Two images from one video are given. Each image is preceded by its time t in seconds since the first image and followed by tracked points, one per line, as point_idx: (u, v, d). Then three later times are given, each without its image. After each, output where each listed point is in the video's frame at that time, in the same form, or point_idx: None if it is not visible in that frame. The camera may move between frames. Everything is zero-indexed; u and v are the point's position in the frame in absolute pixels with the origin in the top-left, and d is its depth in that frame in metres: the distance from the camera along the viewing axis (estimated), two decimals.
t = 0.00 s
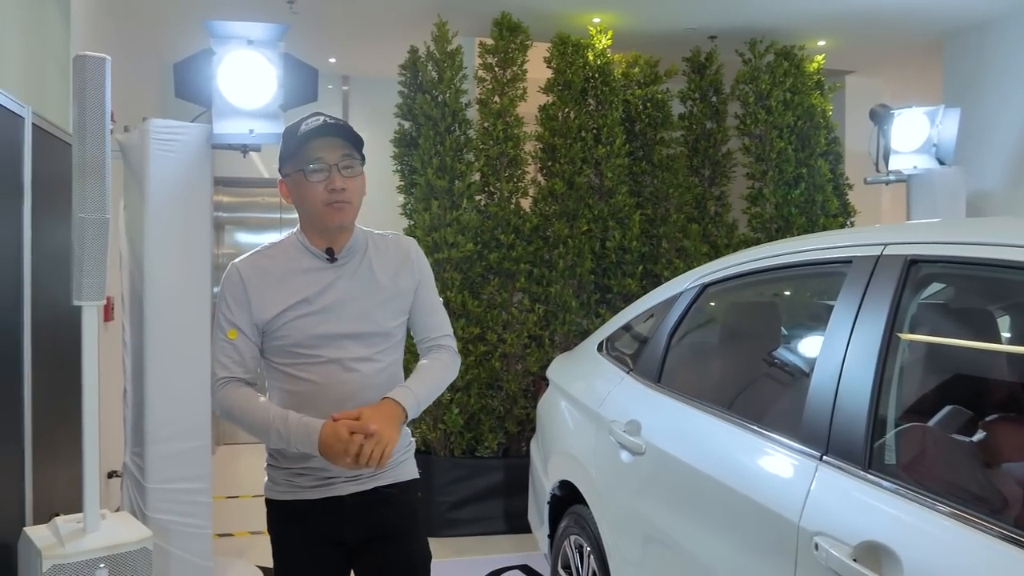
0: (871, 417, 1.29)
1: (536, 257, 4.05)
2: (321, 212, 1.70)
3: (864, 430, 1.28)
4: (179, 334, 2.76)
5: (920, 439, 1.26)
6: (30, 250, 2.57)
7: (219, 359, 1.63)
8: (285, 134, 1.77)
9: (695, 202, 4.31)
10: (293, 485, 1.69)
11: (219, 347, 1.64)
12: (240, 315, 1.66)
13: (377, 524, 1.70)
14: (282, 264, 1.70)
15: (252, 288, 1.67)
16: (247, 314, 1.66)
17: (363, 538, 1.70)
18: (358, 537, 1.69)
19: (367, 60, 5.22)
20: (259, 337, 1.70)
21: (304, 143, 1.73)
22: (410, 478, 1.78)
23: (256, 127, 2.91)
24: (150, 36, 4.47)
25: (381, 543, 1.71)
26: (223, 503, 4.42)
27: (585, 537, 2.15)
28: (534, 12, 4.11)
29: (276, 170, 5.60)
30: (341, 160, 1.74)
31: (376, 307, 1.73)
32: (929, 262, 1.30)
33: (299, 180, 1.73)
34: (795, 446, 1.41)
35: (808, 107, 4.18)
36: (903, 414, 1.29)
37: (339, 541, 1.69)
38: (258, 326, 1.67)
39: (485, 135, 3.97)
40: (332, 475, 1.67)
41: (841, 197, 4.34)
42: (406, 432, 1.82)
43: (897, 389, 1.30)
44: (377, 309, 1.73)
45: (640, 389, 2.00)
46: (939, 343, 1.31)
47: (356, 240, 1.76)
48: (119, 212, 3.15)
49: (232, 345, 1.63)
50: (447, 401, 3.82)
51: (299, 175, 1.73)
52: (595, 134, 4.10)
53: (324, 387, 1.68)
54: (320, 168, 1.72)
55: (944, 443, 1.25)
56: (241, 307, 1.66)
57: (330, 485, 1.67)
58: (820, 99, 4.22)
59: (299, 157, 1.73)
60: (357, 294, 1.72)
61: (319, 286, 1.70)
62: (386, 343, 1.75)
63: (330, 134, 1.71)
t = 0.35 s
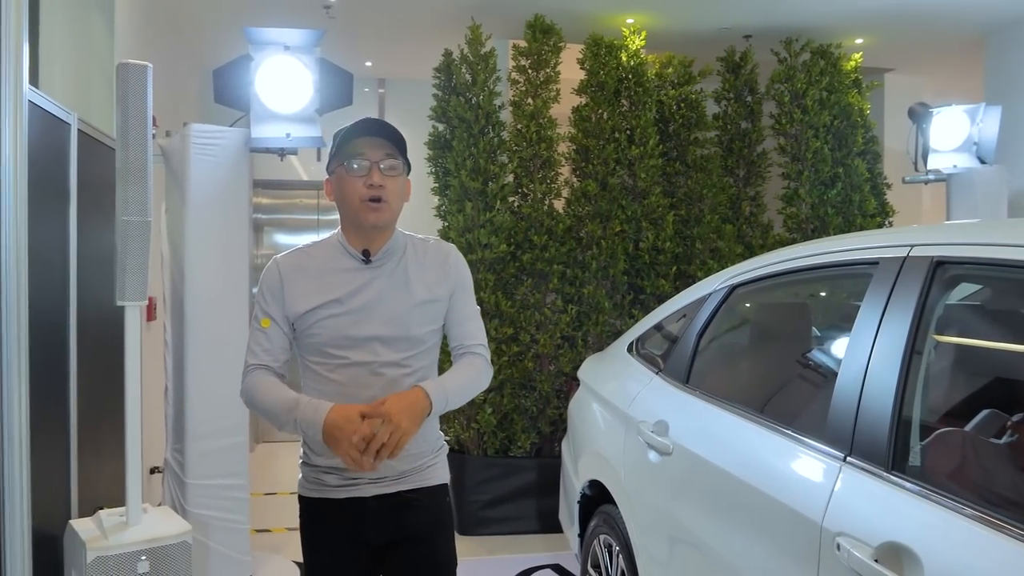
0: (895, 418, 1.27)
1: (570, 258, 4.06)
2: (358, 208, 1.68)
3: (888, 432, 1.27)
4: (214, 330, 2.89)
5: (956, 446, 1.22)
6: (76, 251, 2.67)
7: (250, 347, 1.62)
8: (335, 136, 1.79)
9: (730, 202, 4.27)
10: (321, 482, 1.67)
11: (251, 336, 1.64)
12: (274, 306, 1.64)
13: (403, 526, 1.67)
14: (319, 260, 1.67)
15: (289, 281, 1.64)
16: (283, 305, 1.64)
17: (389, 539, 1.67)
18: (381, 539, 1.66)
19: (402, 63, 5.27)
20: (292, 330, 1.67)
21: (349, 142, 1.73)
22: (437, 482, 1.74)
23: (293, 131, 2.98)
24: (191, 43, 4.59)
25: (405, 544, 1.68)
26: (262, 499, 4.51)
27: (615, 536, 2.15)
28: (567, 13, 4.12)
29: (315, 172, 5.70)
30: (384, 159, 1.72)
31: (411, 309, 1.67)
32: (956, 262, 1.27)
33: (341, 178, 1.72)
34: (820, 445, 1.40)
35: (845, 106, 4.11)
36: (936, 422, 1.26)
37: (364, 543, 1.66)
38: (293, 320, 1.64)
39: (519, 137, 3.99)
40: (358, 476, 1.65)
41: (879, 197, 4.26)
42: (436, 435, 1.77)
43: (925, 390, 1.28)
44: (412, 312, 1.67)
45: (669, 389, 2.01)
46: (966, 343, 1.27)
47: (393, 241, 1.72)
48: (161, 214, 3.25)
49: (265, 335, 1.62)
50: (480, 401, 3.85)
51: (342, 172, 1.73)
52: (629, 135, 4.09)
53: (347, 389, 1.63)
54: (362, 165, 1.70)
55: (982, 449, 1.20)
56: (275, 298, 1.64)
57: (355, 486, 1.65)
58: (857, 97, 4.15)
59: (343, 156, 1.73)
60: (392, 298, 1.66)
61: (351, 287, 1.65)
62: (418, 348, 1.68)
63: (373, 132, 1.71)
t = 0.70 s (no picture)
0: (896, 413, 1.29)
1: (595, 258, 4.08)
2: (408, 203, 1.66)
3: (889, 427, 1.29)
4: (245, 329, 2.99)
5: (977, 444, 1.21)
6: (114, 252, 2.78)
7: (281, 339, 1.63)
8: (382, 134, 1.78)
9: (755, 203, 4.26)
10: (355, 481, 1.67)
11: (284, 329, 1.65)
12: (308, 302, 1.65)
13: (435, 526, 1.67)
14: (359, 257, 1.66)
15: (327, 278, 1.65)
16: (319, 301, 1.65)
17: (421, 538, 1.67)
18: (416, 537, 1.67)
19: (430, 66, 5.33)
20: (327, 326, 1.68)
21: (400, 138, 1.73)
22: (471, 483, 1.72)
23: (321, 135, 3.06)
24: (224, 49, 4.72)
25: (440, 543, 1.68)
26: (293, 495, 4.61)
27: (632, 531, 2.19)
28: (591, 16, 4.15)
29: (345, 175, 5.82)
30: (436, 159, 1.73)
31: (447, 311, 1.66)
32: (958, 261, 1.29)
33: (389, 174, 1.71)
34: (825, 440, 1.42)
35: (872, 105, 4.08)
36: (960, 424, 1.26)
37: (397, 542, 1.67)
38: (326, 315, 1.65)
39: (544, 139, 4.03)
40: (391, 476, 1.64)
41: (907, 196, 4.22)
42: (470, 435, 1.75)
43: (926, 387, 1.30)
44: (449, 314, 1.66)
45: (684, 386, 2.04)
46: (979, 343, 1.29)
47: (437, 242, 1.70)
48: (195, 216, 3.35)
49: (298, 330, 1.64)
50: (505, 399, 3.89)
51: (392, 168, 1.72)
52: (653, 136, 4.11)
53: (382, 389, 1.62)
54: (415, 162, 1.70)
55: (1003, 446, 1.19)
56: (310, 293, 1.65)
57: (388, 487, 1.64)
58: (885, 97, 4.11)
59: (394, 152, 1.73)
60: (429, 300, 1.65)
61: (392, 286, 1.64)
62: (456, 351, 1.67)
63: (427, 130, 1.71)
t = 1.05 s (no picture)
0: (889, 412, 1.34)
1: (613, 260, 4.13)
2: (466, 208, 1.67)
3: (883, 425, 1.33)
4: (269, 328, 3.09)
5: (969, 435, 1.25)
6: (146, 254, 2.89)
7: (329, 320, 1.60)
8: (445, 124, 1.76)
9: (773, 205, 4.28)
10: (399, 481, 1.64)
11: (331, 310, 1.63)
12: (357, 285, 1.65)
13: (479, 529, 1.65)
14: (413, 248, 1.67)
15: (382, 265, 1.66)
16: (371, 287, 1.65)
17: (464, 542, 1.65)
18: (458, 541, 1.65)
19: (453, 70, 5.40)
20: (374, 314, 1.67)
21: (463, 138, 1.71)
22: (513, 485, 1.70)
23: (345, 141, 3.16)
24: (251, 56, 4.84)
25: (482, 548, 1.66)
26: (318, 492, 4.71)
27: (644, 526, 2.24)
28: (610, 21, 4.21)
29: (370, 178, 5.95)
30: (496, 164, 1.72)
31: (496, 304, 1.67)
32: (951, 264, 1.32)
33: (449, 171, 1.70)
34: (823, 436, 1.47)
35: (891, 107, 4.08)
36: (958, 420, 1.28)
37: (439, 545, 1.65)
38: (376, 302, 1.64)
39: (563, 143, 4.09)
40: (438, 477, 1.61)
41: (925, 198, 4.22)
42: (512, 437, 1.73)
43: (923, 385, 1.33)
44: (497, 308, 1.67)
45: (694, 386, 2.09)
46: (991, 346, 1.31)
47: (487, 243, 1.72)
48: (224, 220, 3.46)
49: (344, 308, 1.63)
50: (524, 398, 3.96)
51: (452, 167, 1.71)
52: (671, 139, 4.15)
53: (431, 385, 1.60)
54: (475, 165, 1.70)
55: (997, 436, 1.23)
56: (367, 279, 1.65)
57: (436, 488, 1.61)
58: (904, 98, 4.11)
59: (455, 151, 1.72)
60: (480, 293, 1.66)
61: (445, 277, 1.64)
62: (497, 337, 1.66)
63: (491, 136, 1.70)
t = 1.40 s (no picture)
0: (871, 410, 1.39)
1: (624, 263, 4.20)
2: (501, 213, 1.59)
3: (865, 424, 1.38)
4: (287, 329, 3.18)
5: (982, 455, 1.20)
6: (171, 258, 3.01)
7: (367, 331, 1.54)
8: (480, 128, 1.68)
9: (784, 208, 4.33)
10: (435, 482, 1.55)
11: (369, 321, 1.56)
12: (397, 297, 1.57)
13: (517, 533, 1.58)
14: (452, 253, 1.60)
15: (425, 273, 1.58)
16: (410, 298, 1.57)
17: (499, 547, 1.58)
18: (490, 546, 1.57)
19: (468, 75, 5.48)
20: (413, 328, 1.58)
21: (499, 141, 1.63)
22: (544, 490, 1.64)
23: (363, 148, 3.27)
24: (272, 64, 4.96)
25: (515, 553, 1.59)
26: (337, 490, 4.81)
27: (649, 522, 2.31)
28: (621, 27, 4.27)
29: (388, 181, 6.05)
30: (533, 168, 1.64)
31: (538, 309, 1.61)
32: (931, 270, 1.38)
33: (484, 174, 1.63)
34: (811, 433, 1.52)
35: (901, 111, 4.11)
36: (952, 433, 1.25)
37: (474, 550, 1.57)
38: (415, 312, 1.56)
39: (576, 148, 4.15)
40: (478, 479, 1.54)
41: (936, 201, 4.26)
42: (542, 441, 1.67)
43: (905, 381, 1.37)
44: (539, 313, 1.61)
45: (696, 386, 2.15)
46: (998, 350, 1.29)
47: (524, 248, 1.64)
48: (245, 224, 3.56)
49: (382, 319, 1.56)
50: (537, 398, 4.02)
51: (487, 171, 1.63)
52: (683, 143, 4.20)
53: (472, 389, 1.53)
54: (512, 169, 1.62)
55: (987, 434, 1.22)
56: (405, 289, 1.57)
57: (476, 491, 1.54)
58: (915, 102, 4.14)
59: (491, 154, 1.64)
60: (521, 292, 1.59)
61: (484, 283, 1.56)
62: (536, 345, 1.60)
63: (528, 138, 1.62)
